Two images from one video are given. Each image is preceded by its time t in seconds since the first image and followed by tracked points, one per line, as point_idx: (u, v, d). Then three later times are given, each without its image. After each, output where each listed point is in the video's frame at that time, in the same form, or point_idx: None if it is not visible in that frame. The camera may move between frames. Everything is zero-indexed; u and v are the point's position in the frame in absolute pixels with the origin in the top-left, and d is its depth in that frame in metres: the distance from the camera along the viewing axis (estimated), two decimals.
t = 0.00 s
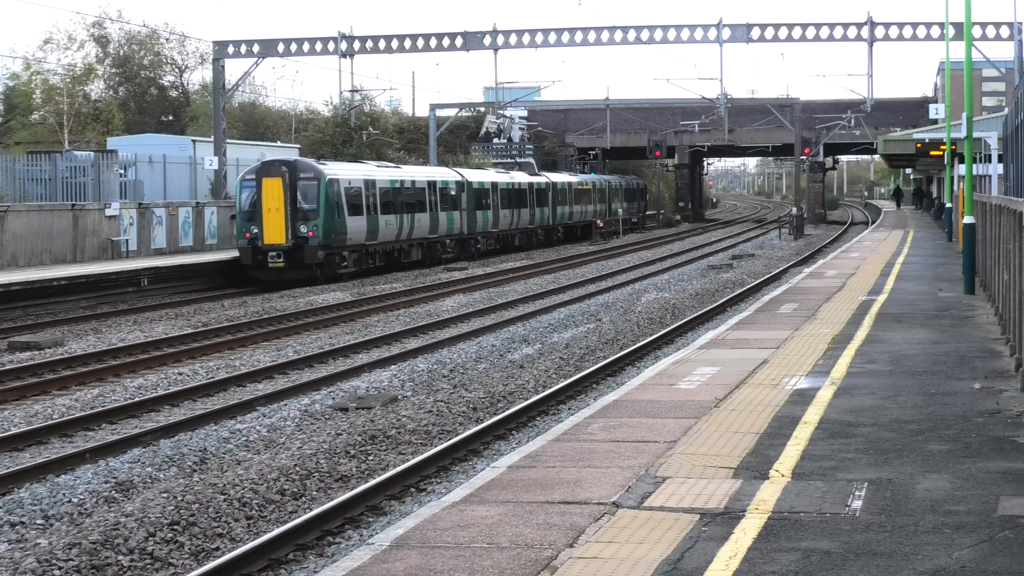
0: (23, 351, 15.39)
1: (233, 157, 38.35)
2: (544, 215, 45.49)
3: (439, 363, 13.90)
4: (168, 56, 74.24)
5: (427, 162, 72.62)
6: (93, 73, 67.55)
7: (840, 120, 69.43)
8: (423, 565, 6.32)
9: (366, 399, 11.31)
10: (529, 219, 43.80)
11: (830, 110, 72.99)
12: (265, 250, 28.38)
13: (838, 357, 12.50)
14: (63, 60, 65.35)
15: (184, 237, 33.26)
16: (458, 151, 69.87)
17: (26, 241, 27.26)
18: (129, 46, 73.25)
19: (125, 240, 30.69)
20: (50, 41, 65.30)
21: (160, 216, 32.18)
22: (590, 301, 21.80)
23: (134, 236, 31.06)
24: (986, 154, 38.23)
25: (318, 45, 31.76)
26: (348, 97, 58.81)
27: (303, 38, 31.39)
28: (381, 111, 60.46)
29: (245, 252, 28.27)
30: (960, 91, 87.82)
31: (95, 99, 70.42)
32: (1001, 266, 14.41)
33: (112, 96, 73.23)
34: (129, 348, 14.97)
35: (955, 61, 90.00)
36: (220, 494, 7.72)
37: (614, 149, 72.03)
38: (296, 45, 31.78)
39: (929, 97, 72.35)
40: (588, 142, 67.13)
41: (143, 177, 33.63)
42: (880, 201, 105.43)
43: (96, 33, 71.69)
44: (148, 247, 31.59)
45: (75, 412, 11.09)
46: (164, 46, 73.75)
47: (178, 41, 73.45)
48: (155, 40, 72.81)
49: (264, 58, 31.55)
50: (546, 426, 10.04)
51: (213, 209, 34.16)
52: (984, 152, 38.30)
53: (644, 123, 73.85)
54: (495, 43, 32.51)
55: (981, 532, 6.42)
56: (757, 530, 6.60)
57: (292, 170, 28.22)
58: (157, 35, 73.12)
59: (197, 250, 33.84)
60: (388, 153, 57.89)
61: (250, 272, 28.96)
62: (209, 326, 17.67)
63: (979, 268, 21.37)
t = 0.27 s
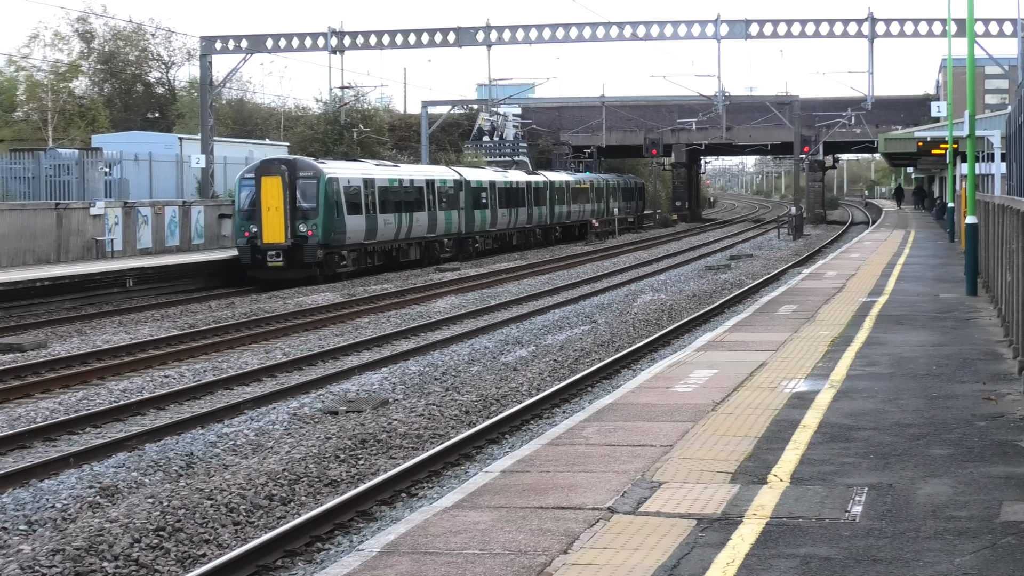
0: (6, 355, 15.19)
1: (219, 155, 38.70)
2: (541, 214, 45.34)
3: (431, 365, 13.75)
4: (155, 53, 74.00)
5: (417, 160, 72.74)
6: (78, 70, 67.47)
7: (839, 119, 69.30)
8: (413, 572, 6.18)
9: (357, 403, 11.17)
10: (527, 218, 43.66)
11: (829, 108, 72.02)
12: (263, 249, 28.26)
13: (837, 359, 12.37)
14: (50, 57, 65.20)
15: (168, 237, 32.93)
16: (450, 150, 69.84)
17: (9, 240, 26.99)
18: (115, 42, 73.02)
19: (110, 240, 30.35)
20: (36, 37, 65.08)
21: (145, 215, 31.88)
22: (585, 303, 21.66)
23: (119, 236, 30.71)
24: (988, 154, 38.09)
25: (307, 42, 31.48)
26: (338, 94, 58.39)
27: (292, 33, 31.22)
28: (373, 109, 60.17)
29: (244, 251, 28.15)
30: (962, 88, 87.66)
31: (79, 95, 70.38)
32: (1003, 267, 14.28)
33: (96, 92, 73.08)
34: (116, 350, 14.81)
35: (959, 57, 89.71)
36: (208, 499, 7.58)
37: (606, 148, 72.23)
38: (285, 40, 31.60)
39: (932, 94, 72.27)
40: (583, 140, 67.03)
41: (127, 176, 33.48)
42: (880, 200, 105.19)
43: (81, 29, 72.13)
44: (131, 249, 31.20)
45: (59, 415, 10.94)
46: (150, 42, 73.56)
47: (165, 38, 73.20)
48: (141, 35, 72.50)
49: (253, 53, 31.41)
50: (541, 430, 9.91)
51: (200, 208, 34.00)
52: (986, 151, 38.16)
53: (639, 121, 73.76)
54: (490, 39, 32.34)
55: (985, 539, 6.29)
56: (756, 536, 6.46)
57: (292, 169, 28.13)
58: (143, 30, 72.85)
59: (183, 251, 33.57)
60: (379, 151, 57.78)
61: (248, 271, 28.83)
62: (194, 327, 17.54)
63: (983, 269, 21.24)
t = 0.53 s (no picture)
0: None
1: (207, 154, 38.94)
2: (539, 213, 45.24)
3: (423, 367, 13.64)
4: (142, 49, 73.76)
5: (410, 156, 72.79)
6: (64, 68, 67.89)
7: (839, 116, 69.22)
8: None
9: (348, 405, 11.05)
10: (525, 217, 43.55)
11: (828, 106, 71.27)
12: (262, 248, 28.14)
13: (837, 361, 12.26)
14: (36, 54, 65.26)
15: (157, 237, 32.45)
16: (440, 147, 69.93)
17: None
18: (103, 38, 73.00)
19: (96, 239, 29.99)
20: (23, 34, 65.01)
21: (132, 214, 31.43)
22: (580, 304, 21.56)
23: (106, 235, 30.35)
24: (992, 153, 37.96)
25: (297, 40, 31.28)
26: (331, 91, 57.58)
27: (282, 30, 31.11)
28: (366, 108, 59.85)
29: (243, 250, 28.05)
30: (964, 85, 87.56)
31: (65, 92, 70.49)
32: (1005, 268, 14.17)
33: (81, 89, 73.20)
34: (104, 352, 14.70)
35: (961, 54, 89.52)
36: (197, 503, 7.46)
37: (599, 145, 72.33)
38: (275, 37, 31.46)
39: (932, 91, 72.17)
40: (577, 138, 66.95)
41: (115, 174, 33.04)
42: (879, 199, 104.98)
43: (67, 26, 72.65)
44: (117, 249, 30.76)
45: (45, 418, 10.83)
46: (138, 38, 73.24)
47: (153, 35, 72.82)
48: (127, 32, 72.27)
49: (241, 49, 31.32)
50: (536, 432, 9.80)
51: (188, 207, 33.53)
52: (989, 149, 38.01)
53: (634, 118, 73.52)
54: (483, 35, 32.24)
55: (986, 544, 6.18)
56: (753, 541, 6.34)
57: (291, 167, 28.03)
58: (130, 26, 72.47)
59: (171, 250, 33.16)
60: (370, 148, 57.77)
61: (248, 270, 28.73)
62: (182, 328, 17.41)
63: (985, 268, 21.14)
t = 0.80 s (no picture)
0: None
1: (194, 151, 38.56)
2: (538, 212, 45.10)
3: (415, 369, 13.48)
4: (128, 44, 73.53)
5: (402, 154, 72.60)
6: (52, 63, 67.35)
7: (842, 114, 69.02)
8: None
9: (338, 409, 10.90)
10: (523, 216, 43.40)
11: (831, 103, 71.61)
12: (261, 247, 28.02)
13: (838, 364, 12.11)
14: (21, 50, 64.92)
15: (143, 236, 32.16)
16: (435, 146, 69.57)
17: None
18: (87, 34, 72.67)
19: (81, 239, 29.80)
20: (8, 29, 64.65)
21: (118, 213, 31.14)
22: (575, 305, 21.40)
23: (91, 235, 30.15)
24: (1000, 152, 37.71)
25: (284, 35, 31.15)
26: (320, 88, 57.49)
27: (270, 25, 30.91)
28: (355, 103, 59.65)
29: (242, 249, 27.91)
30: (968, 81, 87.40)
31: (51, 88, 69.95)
32: (1009, 270, 14.01)
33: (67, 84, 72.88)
34: (86, 354, 14.58)
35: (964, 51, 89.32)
36: (183, 509, 7.30)
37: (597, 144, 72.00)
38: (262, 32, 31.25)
39: (937, 88, 72.00)
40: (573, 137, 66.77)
41: (99, 172, 32.96)
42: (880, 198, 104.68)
43: (51, 20, 72.19)
44: (102, 249, 30.52)
45: (27, 422, 10.70)
46: (123, 33, 72.87)
47: (138, 29, 72.55)
48: (113, 26, 71.97)
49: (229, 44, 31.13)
50: (529, 436, 9.65)
51: (174, 205, 33.20)
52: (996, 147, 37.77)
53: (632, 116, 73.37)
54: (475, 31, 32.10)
55: (992, 550, 6.03)
56: (752, 548, 6.19)
57: (291, 166, 27.89)
58: (116, 21, 72.13)
59: (157, 250, 32.87)
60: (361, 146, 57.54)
61: (247, 269, 28.62)
62: (168, 330, 17.27)
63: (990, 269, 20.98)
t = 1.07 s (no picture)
0: None
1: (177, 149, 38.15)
2: (536, 212, 44.81)
3: (404, 376, 13.22)
4: (106, 37, 72.29)
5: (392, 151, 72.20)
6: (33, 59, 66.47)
7: (847, 110, 68.75)
8: None
9: (324, 417, 10.65)
10: (521, 216, 43.12)
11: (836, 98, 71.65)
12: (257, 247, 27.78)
13: (843, 370, 11.85)
14: None
15: (121, 236, 31.79)
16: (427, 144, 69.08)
17: None
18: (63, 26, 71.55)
19: (56, 240, 29.49)
20: None
21: (95, 213, 30.81)
22: (571, 309, 21.15)
23: (66, 235, 29.84)
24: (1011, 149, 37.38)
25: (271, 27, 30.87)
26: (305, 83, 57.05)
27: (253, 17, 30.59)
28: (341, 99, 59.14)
29: (237, 249, 27.66)
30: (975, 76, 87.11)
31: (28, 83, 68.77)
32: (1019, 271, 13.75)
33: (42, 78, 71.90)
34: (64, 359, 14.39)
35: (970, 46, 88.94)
36: (164, 521, 7.05)
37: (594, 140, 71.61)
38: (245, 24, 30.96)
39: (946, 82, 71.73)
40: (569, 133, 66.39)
41: (76, 170, 32.75)
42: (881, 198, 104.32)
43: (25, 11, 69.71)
44: (78, 250, 30.30)
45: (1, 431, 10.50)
46: (101, 26, 71.76)
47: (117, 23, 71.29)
48: (91, 19, 70.58)
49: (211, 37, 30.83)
50: (524, 446, 9.39)
51: (154, 205, 32.84)
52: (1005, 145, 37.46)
53: (631, 112, 73.05)
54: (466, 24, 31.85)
55: (1006, 565, 5.78)
56: (756, 562, 5.94)
57: (287, 164, 27.62)
58: (94, 14, 70.43)
59: (136, 251, 32.51)
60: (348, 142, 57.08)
61: (242, 269, 28.39)
62: (147, 334, 17.06)
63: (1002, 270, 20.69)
